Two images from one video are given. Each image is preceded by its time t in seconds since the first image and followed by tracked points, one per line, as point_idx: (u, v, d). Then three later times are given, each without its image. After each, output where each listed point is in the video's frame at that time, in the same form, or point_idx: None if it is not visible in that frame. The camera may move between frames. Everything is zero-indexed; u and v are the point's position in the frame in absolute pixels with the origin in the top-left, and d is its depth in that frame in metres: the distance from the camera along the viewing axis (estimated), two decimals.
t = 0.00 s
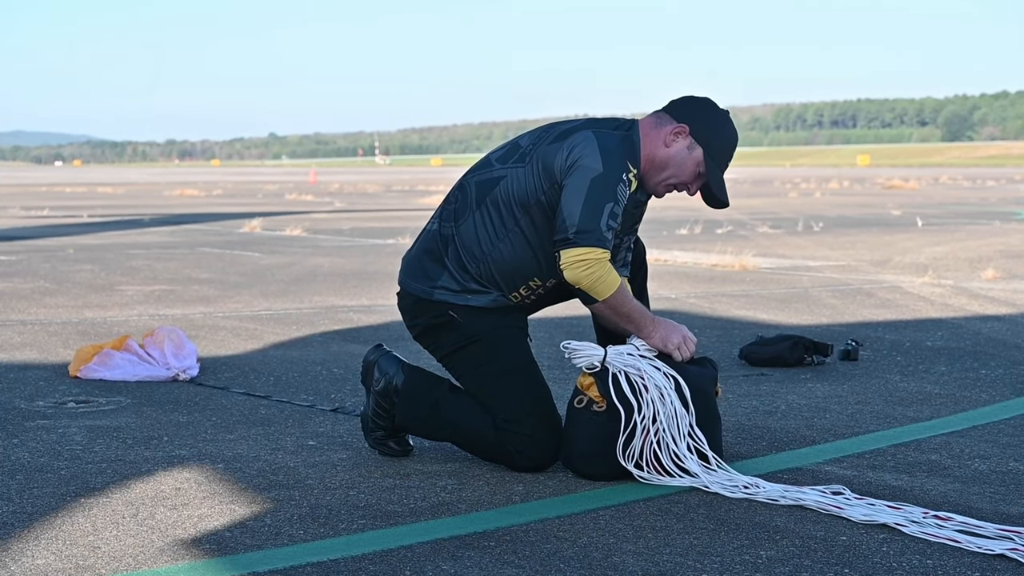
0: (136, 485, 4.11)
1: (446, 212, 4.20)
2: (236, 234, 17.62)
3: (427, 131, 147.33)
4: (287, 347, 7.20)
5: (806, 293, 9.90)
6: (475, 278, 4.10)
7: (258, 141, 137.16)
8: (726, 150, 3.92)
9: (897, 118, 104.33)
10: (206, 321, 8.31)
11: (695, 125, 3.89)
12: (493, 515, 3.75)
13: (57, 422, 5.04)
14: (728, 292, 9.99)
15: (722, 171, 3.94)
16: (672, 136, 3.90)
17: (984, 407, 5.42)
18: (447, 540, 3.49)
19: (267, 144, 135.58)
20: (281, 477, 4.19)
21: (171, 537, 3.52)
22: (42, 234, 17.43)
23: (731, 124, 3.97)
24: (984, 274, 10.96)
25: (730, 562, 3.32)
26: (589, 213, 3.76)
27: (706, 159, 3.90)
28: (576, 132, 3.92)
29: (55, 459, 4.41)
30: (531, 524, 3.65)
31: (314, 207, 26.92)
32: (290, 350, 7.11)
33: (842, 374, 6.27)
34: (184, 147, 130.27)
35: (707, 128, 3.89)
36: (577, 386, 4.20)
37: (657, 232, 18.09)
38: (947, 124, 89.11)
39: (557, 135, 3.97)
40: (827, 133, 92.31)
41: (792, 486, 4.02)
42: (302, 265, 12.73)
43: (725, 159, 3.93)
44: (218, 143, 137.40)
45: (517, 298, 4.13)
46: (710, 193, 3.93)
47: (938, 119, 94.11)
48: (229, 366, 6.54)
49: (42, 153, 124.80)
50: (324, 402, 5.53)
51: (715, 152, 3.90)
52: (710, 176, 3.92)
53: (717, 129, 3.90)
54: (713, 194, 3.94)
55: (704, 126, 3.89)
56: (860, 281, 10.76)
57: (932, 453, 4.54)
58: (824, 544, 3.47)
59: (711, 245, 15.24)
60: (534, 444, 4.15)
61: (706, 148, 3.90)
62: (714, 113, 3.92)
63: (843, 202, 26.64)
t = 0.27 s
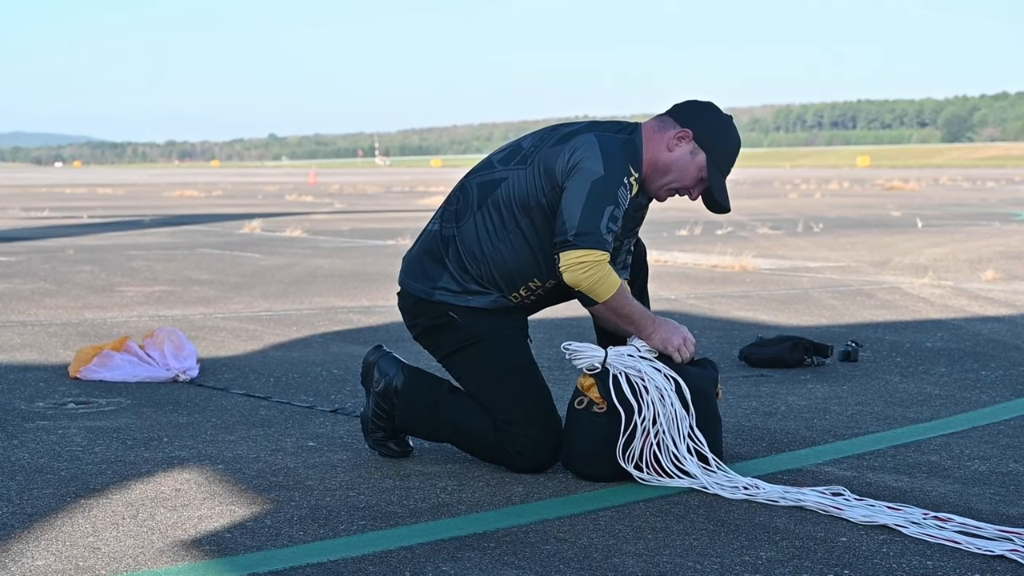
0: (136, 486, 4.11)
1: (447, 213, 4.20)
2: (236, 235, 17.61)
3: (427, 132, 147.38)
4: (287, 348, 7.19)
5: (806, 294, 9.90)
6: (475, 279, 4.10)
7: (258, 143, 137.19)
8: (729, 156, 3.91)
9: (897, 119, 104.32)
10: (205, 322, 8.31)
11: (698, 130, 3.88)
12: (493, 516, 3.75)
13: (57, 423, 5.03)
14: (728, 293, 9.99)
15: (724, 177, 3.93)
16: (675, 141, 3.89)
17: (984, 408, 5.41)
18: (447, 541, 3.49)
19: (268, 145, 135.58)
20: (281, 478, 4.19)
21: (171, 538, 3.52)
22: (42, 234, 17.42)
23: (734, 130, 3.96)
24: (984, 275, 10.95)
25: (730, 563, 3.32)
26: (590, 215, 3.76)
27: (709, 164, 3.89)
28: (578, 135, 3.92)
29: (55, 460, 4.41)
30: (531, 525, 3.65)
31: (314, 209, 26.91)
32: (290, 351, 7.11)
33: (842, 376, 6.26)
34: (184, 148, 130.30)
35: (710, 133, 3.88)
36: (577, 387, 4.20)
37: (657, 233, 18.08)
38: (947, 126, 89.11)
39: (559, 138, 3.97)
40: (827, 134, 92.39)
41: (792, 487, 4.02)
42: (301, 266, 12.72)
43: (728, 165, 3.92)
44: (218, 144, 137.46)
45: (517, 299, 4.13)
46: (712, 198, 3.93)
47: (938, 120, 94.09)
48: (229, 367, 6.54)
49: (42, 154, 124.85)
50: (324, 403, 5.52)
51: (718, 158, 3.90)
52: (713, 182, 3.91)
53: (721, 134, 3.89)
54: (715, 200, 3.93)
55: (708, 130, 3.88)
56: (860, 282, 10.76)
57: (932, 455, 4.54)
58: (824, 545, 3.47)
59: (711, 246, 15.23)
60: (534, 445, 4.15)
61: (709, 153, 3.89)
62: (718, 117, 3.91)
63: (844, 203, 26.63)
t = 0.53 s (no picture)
0: (136, 487, 4.11)
1: (448, 214, 4.20)
2: (236, 237, 17.60)
3: (427, 133, 147.37)
4: (287, 350, 7.20)
5: (806, 296, 9.89)
6: (476, 281, 4.10)
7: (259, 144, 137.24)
8: (731, 162, 3.92)
9: (897, 121, 104.28)
10: (206, 323, 8.31)
11: (701, 136, 3.89)
12: (493, 518, 3.75)
13: (57, 424, 5.03)
14: (728, 294, 9.98)
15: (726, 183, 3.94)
16: (678, 147, 3.90)
17: (984, 410, 5.41)
18: (447, 542, 3.49)
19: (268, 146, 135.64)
20: (281, 479, 4.19)
21: (170, 540, 3.52)
22: (42, 235, 17.41)
23: (736, 135, 3.97)
24: (984, 277, 10.94)
25: (730, 564, 3.32)
26: (590, 218, 3.76)
27: (712, 170, 3.90)
28: (580, 138, 3.92)
29: (55, 461, 4.41)
30: (531, 527, 3.65)
31: (314, 210, 26.90)
32: (290, 352, 7.11)
33: (842, 377, 6.26)
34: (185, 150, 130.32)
35: (713, 139, 3.89)
36: (577, 389, 4.20)
37: (657, 235, 18.06)
38: (948, 128, 89.07)
39: (562, 141, 3.97)
40: (827, 136, 92.44)
41: (792, 489, 4.02)
42: (301, 268, 12.72)
43: (730, 171, 3.93)
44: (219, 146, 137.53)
45: (517, 301, 4.13)
46: (714, 204, 3.94)
47: (938, 122, 94.07)
48: (229, 368, 6.55)
49: (42, 155, 124.88)
50: (324, 405, 5.53)
51: (721, 164, 3.91)
52: (715, 188, 3.92)
53: (724, 140, 3.91)
54: (717, 206, 3.94)
55: (711, 136, 3.89)
56: (860, 284, 10.74)
57: (932, 456, 4.54)
58: (824, 547, 3.47)
59: (711, 248, 15.22)
60: (534, 447, 4.15)
61: (712, 159, 3.90)
62: (720, 123, 3.92)
63: (844, 205, 26.60)
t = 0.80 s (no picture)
0: (137, 486, 4.11)
1: (450, 212, 4.19)
2: (236, 236, 17.59)
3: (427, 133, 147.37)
4: (287, 349, 7.19)
5: (806, 296, 9.89)
6: (477, 280, 4.09)
7: (259, 144, 137.25)
8: (734, 166, 3.92)
9: (897, 121, 104.24)
10: (205, 323, 8.31)
11: (705, 140, 3.89)
12: (493, 517, 3.75)
13: (57, 424, 5.03)
14: (728, 294, 9.98)
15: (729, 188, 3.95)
16: (682, 150, 3.90)
17: (984, 410, 5.41)
18: (447, 542, 3.49)
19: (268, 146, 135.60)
20: (281, 479, 4.19)
21: (170, 539, 3.52)
22: (42, 235, 17.39)
23: (740, 139, 3.97)
24: (984, 277, 10.93)
25: (730, 564, 3.32)
26: (592, 219, 3.76)
27: (715, 174, 3.90)
28: (583, 138, 3.92)
29: (55, 460, 4.41)
30: (531, 526, 3.65)
31: (313, 210, 26.88)
32: (290, 352, 7.11)
33: (842, 377, 6.26)
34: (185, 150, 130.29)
35: (717, 143, 3.89)
36: (577, 389, 4.20)
37: (657, 235, 18.05)
38: (948, 127, 89.02)
39: (565, 141, 3.97)
40: (827, 136, 92.44)
41: (792, 488, 4.02)
42: (301, 267, 12.72)
43: (733, 175, 3.94)
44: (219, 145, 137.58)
45: (517, 301, 4.13)
46: (715, 209, 3.94)
47: (938, 122, 94.02)
48: (229, 368, 6.54)
49: (42, 155, 124.87)
50: (324, 405, 5.53)
51: (724, 168, 3.91)
52: (717, 192, 3.92)
53: (728, 144, 3.91)
54: (719, 210, 3.95)
55: (714, 140, 3.89)
56: (860, 284, 10.74)
57: (932, 456, 4.54)
58: (824, 547, 3.47)
59: (710, 248, 15.21)
60: (534, 447, 4.15)
61: (715, 163, 3.90)
62: (725, 127, 3.92)
63: (845, 205, 26.58)
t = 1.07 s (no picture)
0: (137, 486, 4.11)
1: (451, 212, 4.19)
2: (236, 236, 17.59)
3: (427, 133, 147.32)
4: (287, 349, 7.20)
5: (806, 296, 9.89)
6: (478, 280, 4.09)
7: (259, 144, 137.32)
8: (736, 172, 3.93)
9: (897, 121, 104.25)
10: (205, 323, 8.32)
11: (707, 144, 3.90)
12: (493, 517, 3.75)
13: (57, 424, 5.03)
14: (728, 294, 9.98)
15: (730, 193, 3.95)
16: (683, 154, 3.90)
17: (984, 410, 5.41)
18: (447, 542, 3.49)
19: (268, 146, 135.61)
20: (281, 479, 4.19)
21: (171, 539, 3.52)
22: (41, 235, 17.39)
23: (740, 144, 3.99)
24: (984, 277, 10.94)
25: (731, 564, 3.32)
26: (596, 215, 3.75)
27: (716, 179, 3.91)
28: (585, 138, 3.92)
29: (55, 460, 4.41)
30: (531, 526, 3.65)
31: (313, 210, 26.88)
32: (290, 352, 7.11)
33: (842, 377, 6.26)
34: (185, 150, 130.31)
35: (719, 148, 3.90)
36: (579, 389, 4.20)
37: (657, 234, 18.06)
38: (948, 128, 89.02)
39: (567, 141, 3.97)
40: (828, 136, 92.45)
41: (792, 488, 4.03)
42: (301, 267, 12.72)
43: (734, 181, 3.95)
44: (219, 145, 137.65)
45: (518, 301, 4.12)
46: (715, 214, 3.95)
47: (938, 121, 94.04)
48: (229, 368, 6.54)
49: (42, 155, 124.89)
50: (324, 404, 5.53)
51: (725, 174, 3.92)
52: (718, 197, 3.93)
53: (730, 150, 3.91)
54: (718, 215, 3.95)
55: (716, 144, 3.89)
56: (860, 284, 10.75)
57: (932, 456, 4.54)
58: (824, 546, 3.47)
59: (711, 248, 15.21)
60: (534, 447, 4.15)
61: (716, 168, 3.91)
62: (727, 133, 3.93)
63: (845, 205, 26.59)
